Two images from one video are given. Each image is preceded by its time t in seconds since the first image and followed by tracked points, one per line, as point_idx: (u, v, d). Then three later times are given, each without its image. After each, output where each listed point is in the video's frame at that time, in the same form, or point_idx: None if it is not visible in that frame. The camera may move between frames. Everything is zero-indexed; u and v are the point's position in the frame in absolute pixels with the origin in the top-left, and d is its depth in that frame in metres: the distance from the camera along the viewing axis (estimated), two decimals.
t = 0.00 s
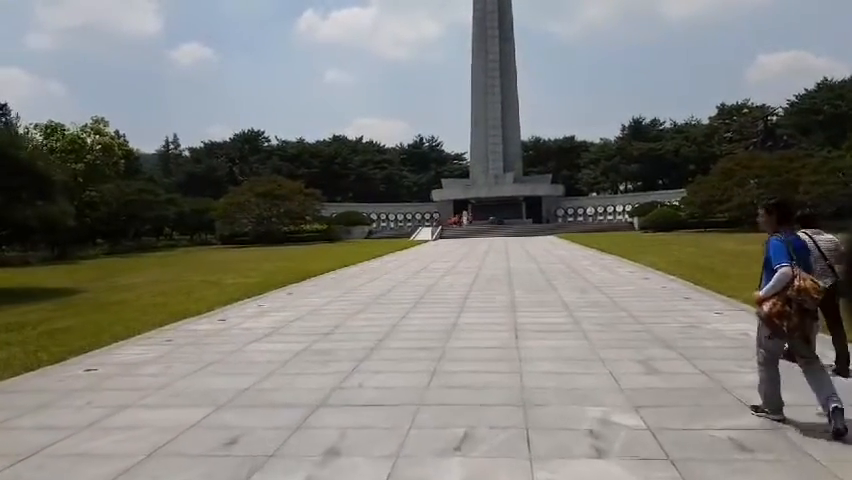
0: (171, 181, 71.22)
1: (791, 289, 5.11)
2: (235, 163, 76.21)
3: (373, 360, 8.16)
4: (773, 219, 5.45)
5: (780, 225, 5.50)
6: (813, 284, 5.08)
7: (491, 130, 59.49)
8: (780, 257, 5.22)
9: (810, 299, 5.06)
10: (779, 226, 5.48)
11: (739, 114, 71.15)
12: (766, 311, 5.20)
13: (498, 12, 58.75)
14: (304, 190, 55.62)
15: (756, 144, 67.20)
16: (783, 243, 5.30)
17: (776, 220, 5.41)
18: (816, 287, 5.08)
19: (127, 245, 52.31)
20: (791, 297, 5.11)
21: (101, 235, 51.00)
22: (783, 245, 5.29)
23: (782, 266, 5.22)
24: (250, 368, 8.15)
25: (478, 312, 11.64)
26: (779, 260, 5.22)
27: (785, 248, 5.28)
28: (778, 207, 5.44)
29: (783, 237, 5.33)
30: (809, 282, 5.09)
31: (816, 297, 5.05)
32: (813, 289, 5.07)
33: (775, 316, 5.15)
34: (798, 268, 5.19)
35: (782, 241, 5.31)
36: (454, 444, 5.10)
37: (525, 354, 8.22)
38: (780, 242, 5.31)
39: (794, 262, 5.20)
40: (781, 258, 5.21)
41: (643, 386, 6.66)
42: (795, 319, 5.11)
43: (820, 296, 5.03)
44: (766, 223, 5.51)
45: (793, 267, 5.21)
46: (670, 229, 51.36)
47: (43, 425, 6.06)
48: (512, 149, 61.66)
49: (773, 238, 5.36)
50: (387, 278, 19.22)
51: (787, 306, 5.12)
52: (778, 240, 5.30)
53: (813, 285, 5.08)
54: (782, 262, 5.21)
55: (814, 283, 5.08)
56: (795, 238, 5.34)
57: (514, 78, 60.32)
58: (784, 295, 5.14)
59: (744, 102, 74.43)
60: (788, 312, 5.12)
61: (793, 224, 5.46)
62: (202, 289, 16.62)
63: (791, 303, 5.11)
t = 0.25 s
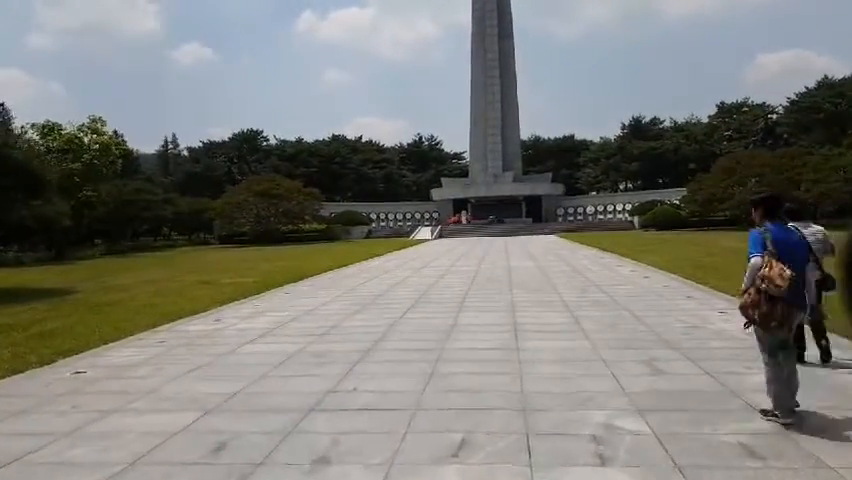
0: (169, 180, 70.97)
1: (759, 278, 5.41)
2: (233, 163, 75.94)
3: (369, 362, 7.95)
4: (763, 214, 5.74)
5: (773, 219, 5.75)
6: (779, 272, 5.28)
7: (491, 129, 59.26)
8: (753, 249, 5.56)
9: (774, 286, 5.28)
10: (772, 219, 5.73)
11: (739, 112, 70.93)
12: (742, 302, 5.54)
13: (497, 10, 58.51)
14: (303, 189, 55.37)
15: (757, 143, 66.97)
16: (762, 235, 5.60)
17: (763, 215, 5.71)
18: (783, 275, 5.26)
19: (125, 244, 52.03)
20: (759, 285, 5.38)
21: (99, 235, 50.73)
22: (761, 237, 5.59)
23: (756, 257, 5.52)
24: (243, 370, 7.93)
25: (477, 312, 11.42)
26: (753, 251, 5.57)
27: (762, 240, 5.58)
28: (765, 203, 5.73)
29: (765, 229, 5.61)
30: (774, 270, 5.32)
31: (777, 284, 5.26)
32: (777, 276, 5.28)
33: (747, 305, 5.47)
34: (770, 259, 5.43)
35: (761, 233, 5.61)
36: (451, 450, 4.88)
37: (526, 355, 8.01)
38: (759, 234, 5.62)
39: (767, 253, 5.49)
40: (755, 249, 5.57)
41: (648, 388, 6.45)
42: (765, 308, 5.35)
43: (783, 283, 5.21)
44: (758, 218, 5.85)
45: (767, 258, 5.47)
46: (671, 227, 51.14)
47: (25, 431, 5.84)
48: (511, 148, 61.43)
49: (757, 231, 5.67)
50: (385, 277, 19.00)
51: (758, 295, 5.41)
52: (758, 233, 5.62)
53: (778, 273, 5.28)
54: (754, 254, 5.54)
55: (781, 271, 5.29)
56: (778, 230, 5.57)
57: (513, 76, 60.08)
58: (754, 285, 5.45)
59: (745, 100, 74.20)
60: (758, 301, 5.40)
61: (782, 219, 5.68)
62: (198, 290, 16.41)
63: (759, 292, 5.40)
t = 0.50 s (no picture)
0: (169, 179, 70.77)
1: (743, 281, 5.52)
2: (234, 162, 75.73)
3: (366, 366, 7.68)
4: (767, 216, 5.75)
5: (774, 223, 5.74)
6: (761, 278, 5.38)
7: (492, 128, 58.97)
8: (746, 251, 5.63)
9: (751, 292, 5.40)
10: (774, 222, 5.71)
11: (741, 111, 70.65)
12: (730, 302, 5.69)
13: (498, 8, 58.23)
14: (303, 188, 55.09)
15: (759, 142, 66.68)
16: (758, 238, 5.63)
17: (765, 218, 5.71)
18: (763, 282, 5.37)
19: (125, 243, 51.82)
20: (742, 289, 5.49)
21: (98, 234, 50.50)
22: (756, 240, 5.64)
23: (746, 259, 5.60)
24: (235, 375, 7.65)
25: (478, 314, 11.13)
26: (745, 253, 5.63)
27: (757, 243, 5.62)
28: (768, 204, 5.73)
29: (761, 233, 5.64)
30: (757, 275, 5.41)
31: (755, 289, 5.38)
32: (757, 281, 5.40)
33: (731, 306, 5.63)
34: (759, 262, 5.49)
35: (757, 236, 5.65)
36: (448, 465, 4.59)
37: (528, 359, 7.73)
38: (755, 237, 5.66)
39: (758, 256, 5.54)
40: (746, 251, 5.59)
41: (656, 396, 6.16)
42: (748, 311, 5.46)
43: (760, 290, 5.32)
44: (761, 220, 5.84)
45: (757, 262, 5.53)
46: (673, 227, 50.84)
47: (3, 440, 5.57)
48: (512, 147, 61.13)
49: (755, 233, 5.70)
50: (384, 278, 18.72)
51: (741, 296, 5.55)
52: (754, 236, 5.66)
53: (759, 278, 5.38)
54: (745, 257, 5.61)
55: (761, 279, 5.38)
56: (774, 234, 5.57)
57: (515, 75, 59.79)
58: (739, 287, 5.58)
59: (747, 99, 73.91)
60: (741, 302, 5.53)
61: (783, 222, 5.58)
62: (193, 290, 16.15)
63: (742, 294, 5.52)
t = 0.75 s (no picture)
0: (169, 179, 70.57)
1: (748, 275, 5.60)
2: (234, 161, 75.55)
3: (363, 369, 7.44)
4: (773, 212, 5.81)
5: (779, 220, 5.84)
6: (768, 274, 5.45)
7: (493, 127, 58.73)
8: (751, 246, 5.70)
9: (758, 287, 5.48)
10: (779, 218, 5.80)
11: (743, 111, 70.41)
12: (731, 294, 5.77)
13: (499, 7, 57.99)
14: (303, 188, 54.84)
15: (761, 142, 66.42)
16: (763, 234, 5.71)
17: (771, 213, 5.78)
18: (770, 278, 5.44)
19: (124, 243, 51.61)
20: (747, 283, 5.57)
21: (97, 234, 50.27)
22: (762, 235, 5.71)
23: (751, 254, 5.69)
24: (228, 377, 7.41)
25: (478, 315, 10.89)
26: (750, 248, 5.71)
27: (762, 238, 5.70)
28: (775, 200, 5.79)
29: (768, 228, 5.71)
30: (764, 271, 5.49)
31: (761, 285, 5.45)
32: (763, 276, 5.48)
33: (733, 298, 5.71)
34: (765, 259, 5.58)
35: (763, 232, 5.72)
36: (449, 475, 4.35)
37: (530, 362, 7.49)
38: (760, 233, 5.74)
39: (763, 252, 5.63)
40: (752, 246, 5.69)
41: (665, 401, 5.92)
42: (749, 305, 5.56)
43: (767, 285, 5.39)
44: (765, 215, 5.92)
45: (762, 257, 5.62)
46: (675, 227, 50.57)
47: None
48: (513, 146, 60.86)
49: (760, 229, 5.78)
50: (384, 278, 18.48)
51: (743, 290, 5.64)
52: (760, 231, 5.74)
53: (766, 274, 5.46)
54: (750, 252, 5.69)
55: (768, 273, 5.47)
56: (780, 230, 5.66)
57: (515, 75, 59.58)
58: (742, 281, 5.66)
59: (748, 98, 73.67)
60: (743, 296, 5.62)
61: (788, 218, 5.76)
62: (190, 289, 15.92)
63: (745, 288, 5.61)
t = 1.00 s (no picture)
0: (166, 178, 70.19)
1: (756, 285, 5.68)
2: (231, 160, 75.20)
3: (360, 379, 7.15)
4: (776, 219, 5.85)
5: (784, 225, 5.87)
6: (777, 283, 5.52)
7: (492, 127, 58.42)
8: (757, 256, 5.76)
9: (769, 297, 5.56)
10: (784, 224, 5.84)
11: (743, 111, 70.19)
12: (742, 303, 5.85)
13: (498, 6, 57.67)
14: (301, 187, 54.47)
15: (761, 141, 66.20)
16: (769, 242, 5.75)
17: (775, 220, 5.82)
18: (780, 287, 5.50)
19: (121, 243, 51.23)
20: (757, 292, 5.66)
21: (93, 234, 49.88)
22: (768, 243, 5.76)
23: (758, 263, 5.76)
24: (220, 387, 7.11)
25: (479, 320, 10.59)
26: (756, 257, 5.77)
27: (768, 247, 5.75)
28: (778, 206, 5.81)
29: (773, 236, 5.75)
30: (773, 281, 5.55)
31: (772, 295, 5.53)
32: (773, 286, 5.54)
33: (744, 308, 5.79)
34: (772, 268, 5.66)
35: (769, 239, 5.76)
36: None
37: (534, 371, 7.21)
38: (766, 241, 5.78)
39: (770, 260, 5.69)
40: (758, 255, 5.74)
41: (678, 415, 5.65)
42: (760, 315, 5.66)
43: (778, 295, 5.47)
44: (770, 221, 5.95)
45: (770, 266, 5.68)
46: (675, 227, 50.28)
47: None
48: (513, 146, 60.55)
49: (765, 236, 5.82)
50: (383, 279, 18.18)
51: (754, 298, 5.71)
52: (766, 238, 5.78)
53: (775, 284, 5.53)
54: (757, 260, 5.76)
55: (778, 282, 5.52)
56: (785, 238, 5.70)
57: (515, 74, 59.29)
58: (752, 290, 5.73)
59: (748, 98, 73.44)
60: (754, 305, 5.70)
61: (790, 224, 5.80)
62: (184, 292, 15.63)
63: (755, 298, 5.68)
